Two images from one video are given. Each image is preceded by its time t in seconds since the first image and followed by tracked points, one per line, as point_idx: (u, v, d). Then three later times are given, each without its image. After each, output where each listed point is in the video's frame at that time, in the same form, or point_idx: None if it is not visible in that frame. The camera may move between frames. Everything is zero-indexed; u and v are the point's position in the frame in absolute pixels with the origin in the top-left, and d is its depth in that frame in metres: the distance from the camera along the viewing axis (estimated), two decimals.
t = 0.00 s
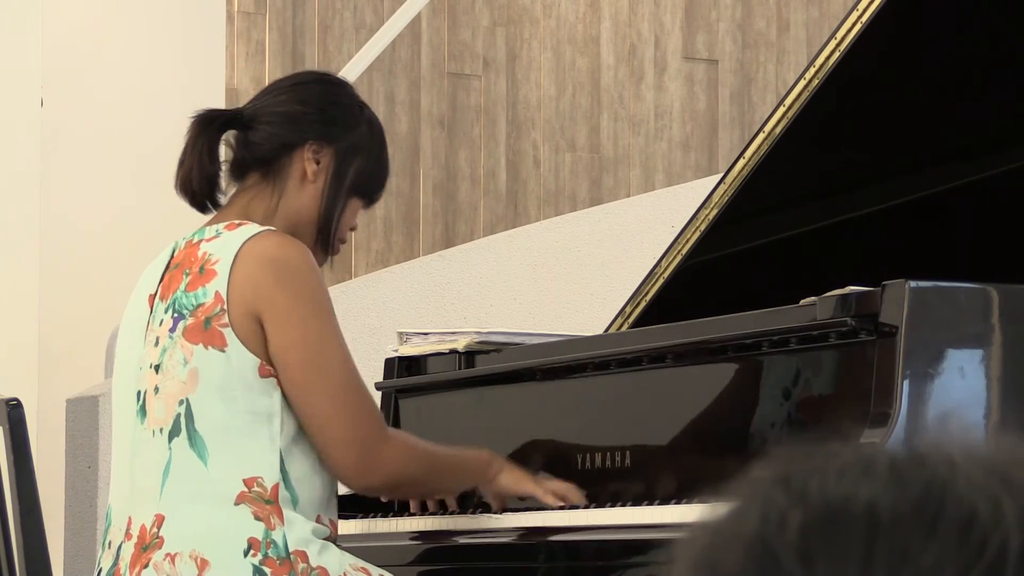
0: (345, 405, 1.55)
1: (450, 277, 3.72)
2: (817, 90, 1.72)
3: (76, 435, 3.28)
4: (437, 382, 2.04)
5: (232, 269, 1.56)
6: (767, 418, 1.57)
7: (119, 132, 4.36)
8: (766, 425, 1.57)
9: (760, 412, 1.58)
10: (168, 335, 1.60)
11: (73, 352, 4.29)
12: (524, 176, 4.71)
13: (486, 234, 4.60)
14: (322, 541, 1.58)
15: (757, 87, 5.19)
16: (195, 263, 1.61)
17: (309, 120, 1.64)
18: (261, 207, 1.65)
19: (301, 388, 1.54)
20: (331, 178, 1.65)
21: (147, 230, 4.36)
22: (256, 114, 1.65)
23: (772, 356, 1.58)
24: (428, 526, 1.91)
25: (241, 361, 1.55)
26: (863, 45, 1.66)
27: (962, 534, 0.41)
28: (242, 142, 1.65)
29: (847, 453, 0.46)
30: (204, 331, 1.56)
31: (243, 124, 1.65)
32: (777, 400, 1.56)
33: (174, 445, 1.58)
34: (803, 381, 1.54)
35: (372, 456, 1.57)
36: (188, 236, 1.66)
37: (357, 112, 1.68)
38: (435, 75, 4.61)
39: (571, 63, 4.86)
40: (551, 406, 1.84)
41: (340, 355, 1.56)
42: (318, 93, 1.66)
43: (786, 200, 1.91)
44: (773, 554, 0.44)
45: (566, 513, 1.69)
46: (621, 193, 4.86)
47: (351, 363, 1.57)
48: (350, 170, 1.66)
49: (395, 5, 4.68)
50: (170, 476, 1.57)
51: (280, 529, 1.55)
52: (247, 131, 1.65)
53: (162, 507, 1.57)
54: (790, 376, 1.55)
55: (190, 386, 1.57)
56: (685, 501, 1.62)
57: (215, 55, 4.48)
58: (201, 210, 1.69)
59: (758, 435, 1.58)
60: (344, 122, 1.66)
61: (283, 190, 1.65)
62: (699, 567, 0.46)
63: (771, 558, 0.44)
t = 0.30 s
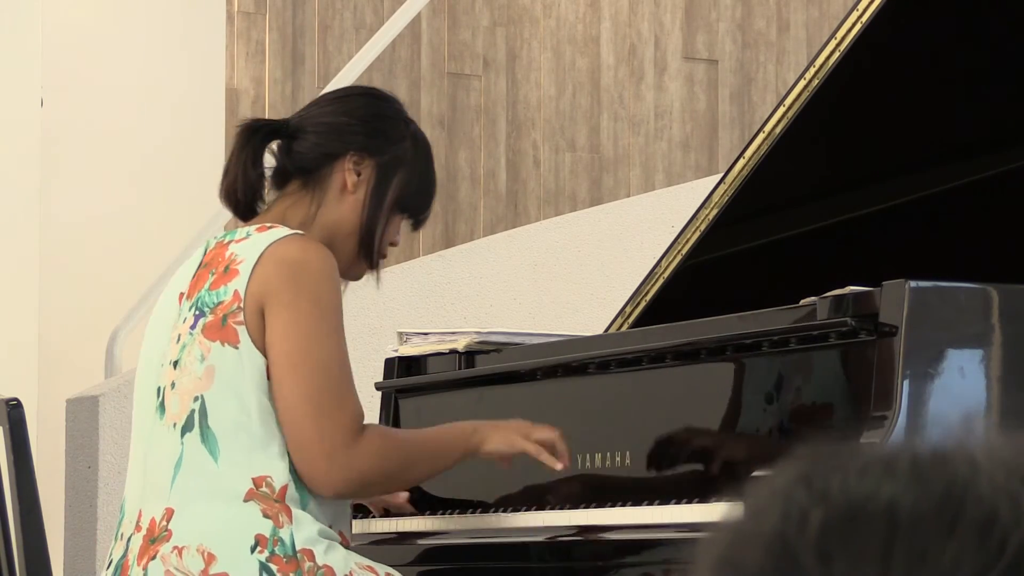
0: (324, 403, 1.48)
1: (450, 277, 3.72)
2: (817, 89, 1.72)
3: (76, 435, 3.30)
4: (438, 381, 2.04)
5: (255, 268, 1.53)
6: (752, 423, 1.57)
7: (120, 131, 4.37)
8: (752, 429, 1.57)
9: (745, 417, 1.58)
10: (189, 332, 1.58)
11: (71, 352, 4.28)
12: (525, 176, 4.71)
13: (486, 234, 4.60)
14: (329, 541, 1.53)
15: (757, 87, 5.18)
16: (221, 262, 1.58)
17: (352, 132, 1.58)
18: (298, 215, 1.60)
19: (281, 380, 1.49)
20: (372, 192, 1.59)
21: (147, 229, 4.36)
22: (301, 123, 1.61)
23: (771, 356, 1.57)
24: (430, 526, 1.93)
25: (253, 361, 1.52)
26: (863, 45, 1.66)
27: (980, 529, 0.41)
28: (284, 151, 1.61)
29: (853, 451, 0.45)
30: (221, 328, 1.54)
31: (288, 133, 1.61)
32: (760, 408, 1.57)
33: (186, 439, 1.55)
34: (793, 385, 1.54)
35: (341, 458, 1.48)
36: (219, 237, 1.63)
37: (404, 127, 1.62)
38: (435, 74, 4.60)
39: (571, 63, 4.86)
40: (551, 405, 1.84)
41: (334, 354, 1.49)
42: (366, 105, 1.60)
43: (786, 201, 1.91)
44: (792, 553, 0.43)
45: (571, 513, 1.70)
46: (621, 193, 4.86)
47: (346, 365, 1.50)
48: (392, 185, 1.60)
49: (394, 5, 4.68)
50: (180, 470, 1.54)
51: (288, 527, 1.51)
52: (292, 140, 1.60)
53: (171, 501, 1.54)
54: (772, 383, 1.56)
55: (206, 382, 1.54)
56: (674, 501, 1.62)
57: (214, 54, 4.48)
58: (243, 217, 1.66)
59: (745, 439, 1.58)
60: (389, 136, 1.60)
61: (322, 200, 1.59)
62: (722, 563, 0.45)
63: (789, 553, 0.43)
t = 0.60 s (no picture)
0: (336, 403, 1.46)
1: (448, 276, 3.70)
2: (817, 90, 1.72)
3: (76, 435, 3.29)
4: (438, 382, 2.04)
5: (269, 266, 1.50)
6: (759, 418, 1.57)
7: (120, 132, 4.38)
8: (758, 425, 1.57)
9: (752, 413, 1.58)
10: (202, 334, 1.55)
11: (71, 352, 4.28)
12: (525, 176, 4.71)
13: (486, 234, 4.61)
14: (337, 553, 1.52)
15: (757, 87, 5.17)
16: (234, 263, 1.55)
17: (359, 124, 1.57)
18: (309, 211, 1.59)
19: (293, 376, 1.47)
20: (383, 184, 1.58)
21: (146, 229, 4.37)
22: (309, 117, 1.60)
23: (771, 357, 1.57)
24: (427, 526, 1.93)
25: (267, 364, 1.50)
26: (863, 46, 1.66)
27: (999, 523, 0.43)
28: (293, 146, 1.59)
29: (861, 452, 0.48)
30: (235, 331, 1.52)
31: (296, 128, 1.59)
32: (769, 402, 1.56)
33: (201, 444, 1.53)
34: (800, 384, 1.53)
35: (350, 460, 1.47)
36: (230, 235, 1.60)
37: (412, 119, 1.61)
38: (435, 75, 4.63)
39: (570, 63, 4.85)
40: (554, 406, 1.84)
41: (348, 354, 1.47)
42: (373, 97, 1.59)
43: (786, 201, 1.91)
44: (813, 549, 0.45)
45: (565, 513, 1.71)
46: (621, 193, 4.87)
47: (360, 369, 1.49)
48: (404, 176, 1.59)
49: (395, 5, 4.69)
50: (195, 476, 1.53)
51: (300, 538, 1.50)
52: (299, 135, 1.59)
53: (185, 507, 1.53)
54: (780, 378, 1.55)
55: (222, 385, 1.52)
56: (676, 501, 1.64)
57: (213, 54, 4.48)
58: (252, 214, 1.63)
59: (749, 437, 1.58)
60: (398, 127, 1.59)
61: (333, 195, 1.58)
62: (741, 562, 0.47)
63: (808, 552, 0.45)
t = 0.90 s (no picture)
0: (347, 407, 1.44)
1: (448, 275, 3.71)
2: (817, 89, 1.72)
3: (76, 435, 3.29)
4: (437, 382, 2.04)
5: (276, 275, 1.50)
6: (779, 415, 1.55)
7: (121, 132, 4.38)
8: (778, 423, 1.55)
9: (773, 409, 1.56)
10: (209, 338, 1.55)
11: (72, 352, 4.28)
12: (525, 175, 4.71)
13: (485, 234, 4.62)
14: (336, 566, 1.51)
15: (757, 87, 5.17)
16: (243, 265, 1.55)
17: (368, 114, 1.56)
18: (319, 207, 1.58)
19: (301, 382, 1.45)
20: (392, 175, 1.56)
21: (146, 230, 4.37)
22: (316, 110, 1.59)
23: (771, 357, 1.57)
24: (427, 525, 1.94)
25: (274, 371, 1.50)
26: (864, 45, 1.66)
27: (992, 524, 0.42)
28: (301, 141, 1.59)
29: (856, 453, 0.47)
30: (242, 337, 1.51)
31: (303, 122, 1.59)
32: (789, 398, 1.54)
33: (202, 453, 1.53)
34: (828, 388, 1.50)
35: (363, 465, 1.45)
36: (240, 235, 1.60)
37: (422, 106, 1.59)
38: (435, 74, 4.64)
39: (571, 63, 4.85)
40: (553, 407, 1.84)
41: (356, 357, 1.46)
42: (381, 86, 1.58)
43: (786, 200, 1.91)
44: (802, 548, 0.44)
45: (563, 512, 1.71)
46: (621, 193, 4.87)
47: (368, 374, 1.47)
48: (413, 166, 1.57)
49: (395, 6, 4.69)
50: (195, 486, 1.53)
51: (300, 552, 1.49)
52: (307, 129, 1.58)
53: (184, 518, 1.52)
54: (803, 374, 1.53)
55: (225, 391, 1.52)
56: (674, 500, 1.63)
57: (212, 54, 4.48)
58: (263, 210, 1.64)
59: (768, 434, 1.56)
60: (407, 116, 1.57)
61: (343, 189, 1.56)
62: (729, 562, 0.46)
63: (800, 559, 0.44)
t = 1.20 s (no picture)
0: (355, 430, 1.39)
1: (448, 275, 3.72)
2: (817, 89, 1.72)
3: (76, 434, 3.27)
4: (437, 382, 2.04)
5: (296, 287, 1.44)
6: (811, 409, 1.52)
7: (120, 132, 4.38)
8: (809, 417, 1.52)
9: (804, 400, 1.53)
10: (225, 346, 1.51)
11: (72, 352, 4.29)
12: (525, 176, 4.73)
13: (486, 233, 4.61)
14: None
15: (757, 87, 5.18)
16: (262, 272, 1.49)
17: (398, 112, 1.48)
18: (344, 206, 1.52)
19: (311, 400, 1.40)
20: (419, 175, 1.50)
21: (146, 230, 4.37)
22: (344, 102, 1.51)
23: (771, 357, 1.57)
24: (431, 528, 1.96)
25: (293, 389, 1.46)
26: (863, 45, 1.66)
27: (929, 533, 0.39)
28: (328, 135, 1.51)
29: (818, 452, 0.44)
30: (257, 351, 1.47)
31: (330, 114, 1.51)
32: (819, 392, 1.52)
33: (214, 468, 1.50)
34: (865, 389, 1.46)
35: (367, 491, 1.40)
36: (263, 232, 1.55)
37: (454, 101, 1.50)
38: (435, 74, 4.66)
39: (571, 63, 4.85)
40: (555, 407, 1.83)
41: (369, 380, 1.40)
42: (413, 81, 1.49)
43: (787, 200, 1.91)
44: (740, 556, 0.41)
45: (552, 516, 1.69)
46: (621, 193, 4.86)
47: (381, 396, 1.42)
48: (444, 165, 1.50)
49: (395, 5, 4.69)
50: (209, 500, 1.50)
51: (311, 569, 1.49)
52: (334, 123, 1.50)
53: (195, 531, 1.49)
54: (837, 371, 1.49)
55: (240, 406, 1.48)
56: (675, 501, 1.63)
57: (212, 53, 4.46)
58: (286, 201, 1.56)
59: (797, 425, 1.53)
60: (438, 113, 1.49)
61: (369, 188, 1.50)
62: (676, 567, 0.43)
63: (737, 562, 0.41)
